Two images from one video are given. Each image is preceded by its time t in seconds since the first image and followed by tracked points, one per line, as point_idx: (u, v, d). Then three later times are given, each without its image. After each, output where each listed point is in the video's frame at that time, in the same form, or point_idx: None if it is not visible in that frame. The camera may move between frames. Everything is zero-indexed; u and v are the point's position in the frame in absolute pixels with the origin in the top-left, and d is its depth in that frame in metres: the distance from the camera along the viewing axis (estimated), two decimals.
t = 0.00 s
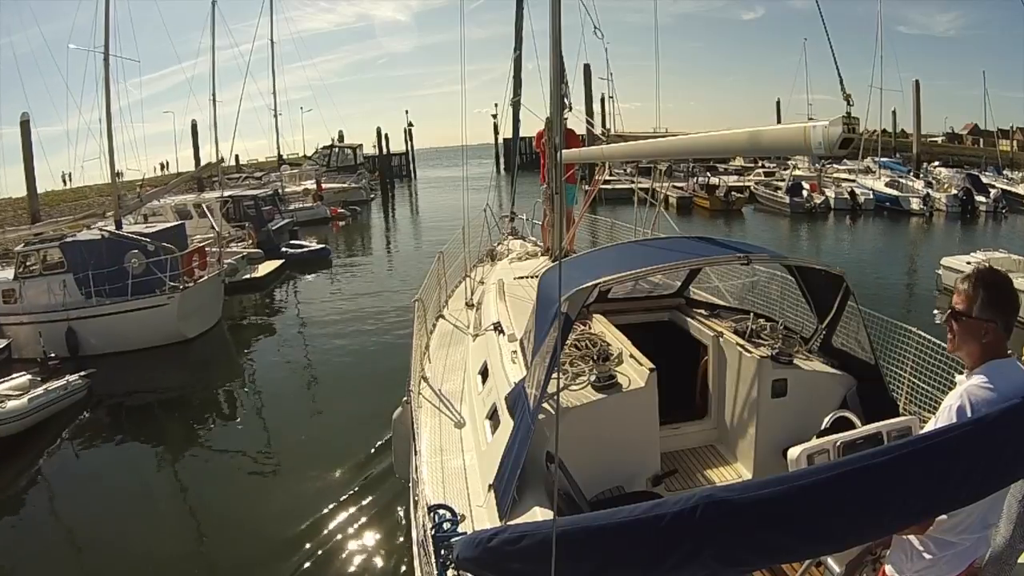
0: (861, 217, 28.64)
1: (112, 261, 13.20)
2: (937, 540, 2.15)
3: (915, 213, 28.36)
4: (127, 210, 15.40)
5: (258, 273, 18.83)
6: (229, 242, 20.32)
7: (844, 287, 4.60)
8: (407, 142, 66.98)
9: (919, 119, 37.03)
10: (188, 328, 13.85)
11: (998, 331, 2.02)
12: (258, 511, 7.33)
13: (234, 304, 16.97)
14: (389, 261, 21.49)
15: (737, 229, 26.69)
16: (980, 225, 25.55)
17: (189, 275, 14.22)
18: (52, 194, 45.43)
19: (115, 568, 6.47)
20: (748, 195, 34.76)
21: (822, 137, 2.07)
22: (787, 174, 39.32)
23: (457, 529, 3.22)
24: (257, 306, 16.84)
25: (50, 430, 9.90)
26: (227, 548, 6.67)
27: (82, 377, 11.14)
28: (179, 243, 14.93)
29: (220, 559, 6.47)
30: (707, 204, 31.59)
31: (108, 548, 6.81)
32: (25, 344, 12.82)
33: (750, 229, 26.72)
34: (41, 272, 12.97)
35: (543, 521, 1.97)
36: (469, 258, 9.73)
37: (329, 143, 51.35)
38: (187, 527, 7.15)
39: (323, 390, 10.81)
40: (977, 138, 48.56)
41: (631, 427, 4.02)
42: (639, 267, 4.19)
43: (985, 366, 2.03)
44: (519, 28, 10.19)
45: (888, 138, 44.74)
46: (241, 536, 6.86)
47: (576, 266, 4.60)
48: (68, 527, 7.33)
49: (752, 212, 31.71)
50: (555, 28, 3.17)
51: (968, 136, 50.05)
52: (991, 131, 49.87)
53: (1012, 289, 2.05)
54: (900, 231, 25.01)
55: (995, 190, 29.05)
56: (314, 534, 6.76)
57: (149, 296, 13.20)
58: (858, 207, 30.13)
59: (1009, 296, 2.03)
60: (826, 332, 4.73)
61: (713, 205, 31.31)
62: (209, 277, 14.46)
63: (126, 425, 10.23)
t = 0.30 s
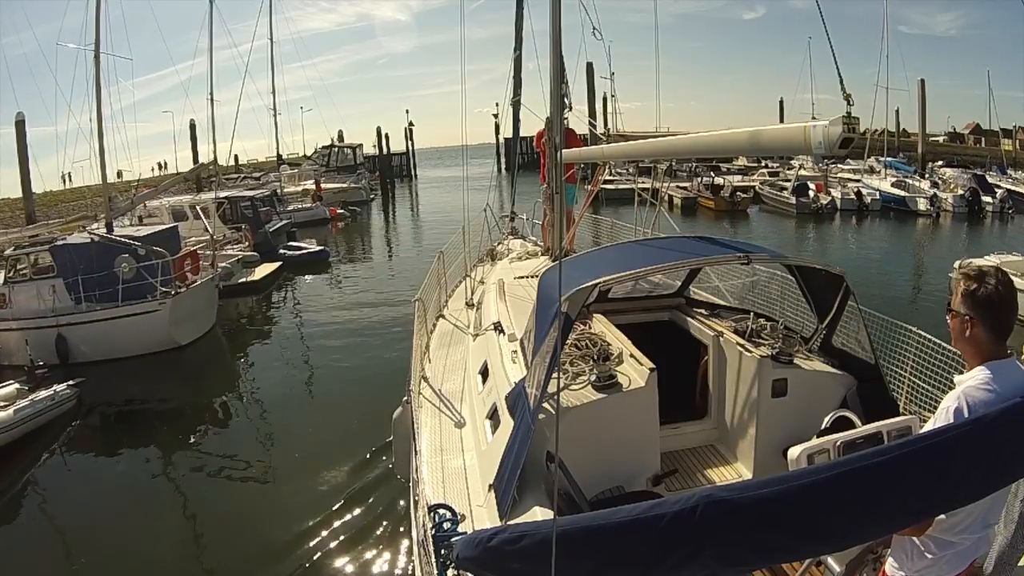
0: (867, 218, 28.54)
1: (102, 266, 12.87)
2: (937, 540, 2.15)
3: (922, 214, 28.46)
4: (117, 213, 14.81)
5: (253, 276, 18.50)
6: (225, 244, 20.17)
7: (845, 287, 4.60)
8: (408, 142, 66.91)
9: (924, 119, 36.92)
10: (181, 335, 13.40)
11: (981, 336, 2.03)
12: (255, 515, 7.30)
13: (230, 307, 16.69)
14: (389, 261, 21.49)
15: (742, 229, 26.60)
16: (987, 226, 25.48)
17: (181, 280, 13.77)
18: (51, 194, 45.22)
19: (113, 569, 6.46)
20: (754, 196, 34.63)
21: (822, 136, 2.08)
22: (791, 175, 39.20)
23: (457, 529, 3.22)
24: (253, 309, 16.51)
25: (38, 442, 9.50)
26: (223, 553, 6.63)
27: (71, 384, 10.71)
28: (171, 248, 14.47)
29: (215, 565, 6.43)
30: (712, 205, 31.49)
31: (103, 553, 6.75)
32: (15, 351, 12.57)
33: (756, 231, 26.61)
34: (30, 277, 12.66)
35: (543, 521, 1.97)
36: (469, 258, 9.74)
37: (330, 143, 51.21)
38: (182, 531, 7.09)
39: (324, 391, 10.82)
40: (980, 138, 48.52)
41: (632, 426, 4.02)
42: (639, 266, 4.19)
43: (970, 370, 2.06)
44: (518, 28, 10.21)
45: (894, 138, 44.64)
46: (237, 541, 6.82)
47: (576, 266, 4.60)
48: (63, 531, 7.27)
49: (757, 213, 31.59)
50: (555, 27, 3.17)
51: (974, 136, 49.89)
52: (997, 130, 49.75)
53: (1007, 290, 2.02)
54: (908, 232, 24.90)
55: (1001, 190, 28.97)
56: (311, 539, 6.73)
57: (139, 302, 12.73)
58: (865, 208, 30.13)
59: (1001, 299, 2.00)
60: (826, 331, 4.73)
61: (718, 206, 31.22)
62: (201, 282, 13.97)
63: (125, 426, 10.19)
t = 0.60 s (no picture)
0: (876, 219, 28.40)
1: (90, 272, 12.23)
2: (935, 540, 2.15)
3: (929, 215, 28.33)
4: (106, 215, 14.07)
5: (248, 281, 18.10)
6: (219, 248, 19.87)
7: (844, 287, 4.60)
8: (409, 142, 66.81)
9: (930, 119, 36.76)
10: (171, 343, 12.83)
11: (978, 332, 2.03)
12: (253, 518, 7.27)
13: (225, 313, 16.26)
14: (389, 262, 21.47)
15: (747, 231, 26.48)
16: (994, 228, 25.38)
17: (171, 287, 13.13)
18: (50, 195, 45.08)
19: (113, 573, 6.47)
20: (758, 197, 34.50)
21: (822, 136, 2.07)
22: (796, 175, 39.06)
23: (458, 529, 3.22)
24: (249, 313, 16.17)
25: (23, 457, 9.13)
26: (220, 557, 6.60)
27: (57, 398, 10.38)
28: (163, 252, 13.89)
29: (214, 567, 6.43)
30: (718, 207, 31.31)
31: (97, 560, 6.70)
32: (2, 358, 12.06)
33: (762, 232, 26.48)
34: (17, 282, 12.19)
35: (543, 521, 1.97)
36: (470, 258, 9.76)
37: (331, 143, 51.09)
38: (177, 537, 7.05)
39: (324, 391, 10.82)
40: (983, 138, 48.42)
41: (632, 426, 4.03)
42: (640, 266, 4.19)
43: (978, 371, 2.03)
44: (518, 28, 10.24)
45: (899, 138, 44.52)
46: (232, 546, 6.78)
47: (576, 267, 4.60)
48: (57, 536, 7.22)
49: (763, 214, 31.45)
50: (556, 27, 3.16)
51: (981, 137, 49.68)
52: (1002, 130, 49.60)
53: (984, 281, 2.05)
54: (916, 234, 24.75)
55: (1008, 191, 28.87)
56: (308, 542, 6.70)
57: (128, 310, 12.19)
58: (872, 209, 29.96)
59: (983, 290, 2.03)
60: (826, 331, 4.74)
61: (724, 208, 31.06)
62: (193, 288, 13.41)
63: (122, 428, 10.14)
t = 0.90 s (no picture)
0: (883, 220, 28.23)
1: (78, 276, 12.04)
2: (937, 540, 2.15)
3: (937, 216, 28.11)
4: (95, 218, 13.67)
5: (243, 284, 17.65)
6: (213, 253, 19.52)
7: (844, 287, 4.60)
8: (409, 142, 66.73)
9: (936, 120, 36.53)
10: (162, 351, 12.44)
11: (980, 333, 2.03)
12: (250, 519, 7.24)
13: (219, 318, 15.79)
14: (390, 263, 21.48)
15: (753, 232, 26.32)
16: (1002, 229, 25.22)
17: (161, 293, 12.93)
18: (49, 196, 45.03)
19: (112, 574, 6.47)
20: (764, 197, 34.29)
21: (822, 136, 2.07)
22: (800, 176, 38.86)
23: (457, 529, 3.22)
24: (246, 317, 15.87)
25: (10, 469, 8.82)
26: (220, 558, 6.60)
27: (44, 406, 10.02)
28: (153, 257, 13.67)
29: (213, 568, 6.42)
30: (724, 208, 31.07)
31: (91, 565, 6.66)
32: None
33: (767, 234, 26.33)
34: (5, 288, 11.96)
35: (543, 521, 1.96)
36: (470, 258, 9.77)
37: (332, 143, 51.03)
38: (171, 540, 7.01)
39: (324, 392, 10.81)
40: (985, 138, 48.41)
41: (632, 426, 4.02)
42: (639, 266, 4.19)
43: (980, 370, 2.03)
44: (518, 28, 10.27)
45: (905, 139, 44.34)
46: (226, 549, 6.74)
47: (576, 267, 4.60)
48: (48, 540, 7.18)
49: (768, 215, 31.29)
50: (556, 27, 3.17)
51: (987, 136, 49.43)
52: (1005, 129, 49.50)
53: (990, 283, 2.04)
54: (922, 235, 24.60)
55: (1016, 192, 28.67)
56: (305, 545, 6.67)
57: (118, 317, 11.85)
58: (879, 210, 29.76)
59: (986, 292, 2.02)
60: (826, 331, 4.74)
61: (730, 209, 30.88)
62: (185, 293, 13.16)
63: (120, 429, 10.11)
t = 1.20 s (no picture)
0: (891, 222, 27.93)
1: (64, 284, 11.45)
2: (937, 539, 2.15)
3: (945, 218, 27.74)
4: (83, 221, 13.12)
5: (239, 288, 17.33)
6: (207, 255, 19.02)
7: (844, 287, 4.61)
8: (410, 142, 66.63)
9: (943, 120, 36.17)
10: (152, 360, 11.98)
11: (983, 337, 2.01)
12: (250, 523, 7.22)
13: (215, 323, 15.54)
14: (391, 264, 21.46)
15: (760, 234, 26.04)
16: (1010, 231, 24.92)
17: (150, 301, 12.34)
18: (48, 196, 45.13)
19: None
20: (768, 198, 34.04)
21: (822, 136, 2.08)
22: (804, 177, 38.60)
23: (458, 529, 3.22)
24: (243, 322, 15.59)
25: None
26: (222, 560, 6.61)
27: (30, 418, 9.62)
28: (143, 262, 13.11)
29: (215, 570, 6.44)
30: (730, 209, 30.95)
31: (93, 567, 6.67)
32: None
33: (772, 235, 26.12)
34: None
35: (543, 521, 1.96)
36: (469, 258, 9.77)
37: (332, 143, 50.96)
38: (168, 546, 6.97)
39: (324, 393, 10.81)
40: (987, 138, 48.42)
41: (631, 426, 4.03)
42: (639, 266, 4.19)
43: (981, 368, 2.02)
44: (518, 28, 10.30)
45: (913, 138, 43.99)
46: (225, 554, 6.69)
47: (576, 267, 4.60)
48: (44, 546, 7.12)
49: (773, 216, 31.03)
50: (556, 27, 3.17)
51: (994, 136, 49.05)
52: (1010, 129, 49.28)
53: (1006, 288, 1.97)
54: (929, 238, 24.36)
55: None
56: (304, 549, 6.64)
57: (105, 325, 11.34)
58: (887, 212, 29.33)
59: (998, 298, 1.97)
60: (826, 332, 4.74)
61: (736, 210, 30.68)
62: (175, 299, 12.62)
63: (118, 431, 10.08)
